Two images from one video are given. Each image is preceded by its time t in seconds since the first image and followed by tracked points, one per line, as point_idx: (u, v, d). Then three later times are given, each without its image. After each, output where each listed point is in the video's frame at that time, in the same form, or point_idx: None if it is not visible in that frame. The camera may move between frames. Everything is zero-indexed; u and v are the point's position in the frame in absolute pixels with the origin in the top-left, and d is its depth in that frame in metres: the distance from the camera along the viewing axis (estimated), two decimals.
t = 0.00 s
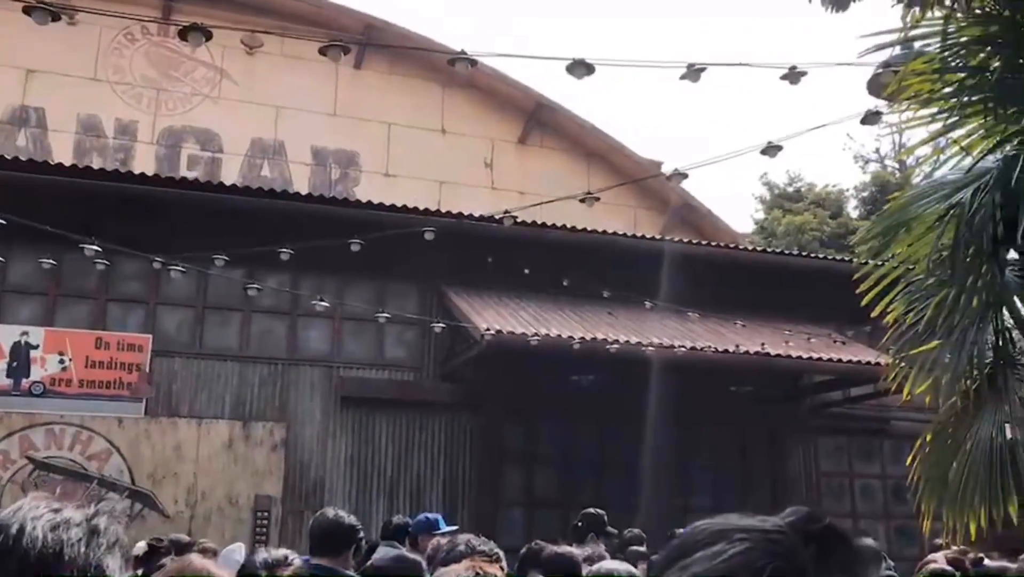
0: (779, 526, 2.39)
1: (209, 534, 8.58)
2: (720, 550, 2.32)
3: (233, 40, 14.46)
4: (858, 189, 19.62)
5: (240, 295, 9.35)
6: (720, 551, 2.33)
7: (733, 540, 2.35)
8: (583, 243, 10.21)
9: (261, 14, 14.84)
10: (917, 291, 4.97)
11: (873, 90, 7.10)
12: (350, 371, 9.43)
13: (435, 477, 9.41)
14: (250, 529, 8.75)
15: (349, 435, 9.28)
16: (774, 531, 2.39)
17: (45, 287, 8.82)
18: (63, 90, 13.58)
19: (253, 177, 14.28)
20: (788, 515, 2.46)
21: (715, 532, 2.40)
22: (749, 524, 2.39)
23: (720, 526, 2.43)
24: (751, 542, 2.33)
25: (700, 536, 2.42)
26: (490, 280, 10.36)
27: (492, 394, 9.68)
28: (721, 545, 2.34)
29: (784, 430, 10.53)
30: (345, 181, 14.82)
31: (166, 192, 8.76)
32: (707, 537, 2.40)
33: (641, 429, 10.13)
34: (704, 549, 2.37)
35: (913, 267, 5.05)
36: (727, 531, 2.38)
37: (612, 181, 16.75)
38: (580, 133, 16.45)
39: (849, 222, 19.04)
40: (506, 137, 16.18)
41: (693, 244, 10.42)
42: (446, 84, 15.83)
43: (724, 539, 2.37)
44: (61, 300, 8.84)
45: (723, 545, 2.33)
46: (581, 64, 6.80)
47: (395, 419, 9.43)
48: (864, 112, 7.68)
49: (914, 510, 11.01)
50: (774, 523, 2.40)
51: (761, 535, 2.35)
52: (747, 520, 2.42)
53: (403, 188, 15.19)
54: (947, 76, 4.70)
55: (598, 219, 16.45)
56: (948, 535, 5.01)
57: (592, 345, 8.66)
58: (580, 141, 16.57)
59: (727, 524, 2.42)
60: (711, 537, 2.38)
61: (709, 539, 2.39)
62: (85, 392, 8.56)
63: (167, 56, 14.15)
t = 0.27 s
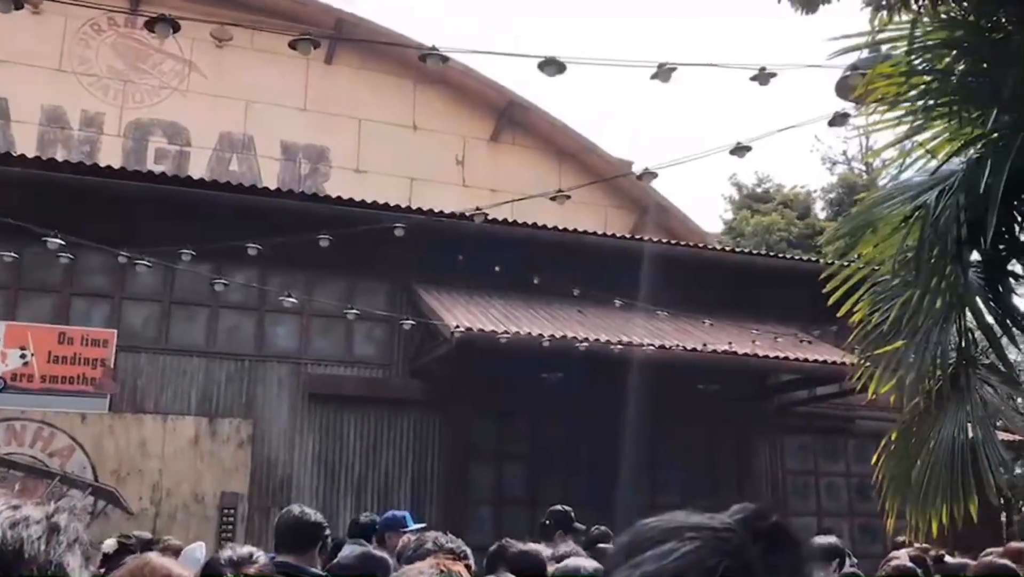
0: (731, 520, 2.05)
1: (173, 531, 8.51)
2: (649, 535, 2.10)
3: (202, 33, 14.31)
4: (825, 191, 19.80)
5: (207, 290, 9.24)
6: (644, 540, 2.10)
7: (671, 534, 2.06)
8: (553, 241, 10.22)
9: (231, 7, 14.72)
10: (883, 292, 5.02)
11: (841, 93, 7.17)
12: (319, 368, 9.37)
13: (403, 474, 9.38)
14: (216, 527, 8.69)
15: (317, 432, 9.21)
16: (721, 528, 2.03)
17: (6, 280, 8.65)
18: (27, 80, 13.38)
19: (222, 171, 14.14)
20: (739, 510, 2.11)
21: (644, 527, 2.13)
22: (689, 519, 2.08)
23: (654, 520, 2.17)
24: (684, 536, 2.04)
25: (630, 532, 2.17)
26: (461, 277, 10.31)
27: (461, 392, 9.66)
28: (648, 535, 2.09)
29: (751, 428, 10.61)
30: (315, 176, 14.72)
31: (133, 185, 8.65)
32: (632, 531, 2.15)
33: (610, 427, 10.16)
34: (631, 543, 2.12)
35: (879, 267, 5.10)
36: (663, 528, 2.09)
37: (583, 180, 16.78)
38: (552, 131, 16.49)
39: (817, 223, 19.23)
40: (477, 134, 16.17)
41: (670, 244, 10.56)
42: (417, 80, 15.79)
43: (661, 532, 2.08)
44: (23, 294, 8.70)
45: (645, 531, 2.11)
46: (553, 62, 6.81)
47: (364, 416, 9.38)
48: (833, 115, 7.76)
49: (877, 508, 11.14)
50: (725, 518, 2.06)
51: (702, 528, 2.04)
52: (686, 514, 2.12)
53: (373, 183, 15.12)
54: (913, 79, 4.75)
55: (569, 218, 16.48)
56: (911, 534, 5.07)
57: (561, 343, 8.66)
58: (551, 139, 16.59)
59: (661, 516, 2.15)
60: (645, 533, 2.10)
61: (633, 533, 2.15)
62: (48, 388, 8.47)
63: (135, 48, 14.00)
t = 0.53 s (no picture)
0: (703, 515, 2.07)
1: (146, 530, 8.39)
2: (623, 530, 2.10)
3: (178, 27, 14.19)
4: (800, 192, 19.94)
5: (181, 286, 9.16)
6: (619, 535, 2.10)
7: (645, 530, 2.07)
8: (530, 240, 10.23)
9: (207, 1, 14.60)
10: (857, 292, 5.06)
11: (818, 94, 7.22)
12: (294, 365, 9.31)
13: (379, 472, 9.35)
14: (189, 525, 8.56)
15: (292, 430, 9.16)
16: (694, 523, 2.06)
17: None
18: None
19: (197, 166, 14.03)
20: (710, 506, 2.13)
21: (618, 522, 2.13)
22: (662, 514, 2.10)
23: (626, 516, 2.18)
24: (659, 531, 2.06)
25: (601, 527, 2.18)
26: (438, 275, 10.29)
27: (437, 390, 9.62)
28: (625, 530, 2.10)
29: (726, 427, 10.67)
30: (291, 172, 14.64)
31: (107, 179, 8.58)
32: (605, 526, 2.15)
33: (586, 425, 10.19)
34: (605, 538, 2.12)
35: (853, 268, 5.14)
36: (639, 522, 2.10)
37: (561, 179, 16.81)
38: (529, 130, 16.51)
39: (792, 223, 19.37)
40: (455, 132, 16.16)
41: (649, 243, 10.62)
42: (395, 77, 15.74)
43: (638, 526, 2.09)
44: None
45: (619, 526, 2.12)
46: (531, 61, 6.81)
47: (339, 413, 9.34)
48: (808, 116, 7.81)
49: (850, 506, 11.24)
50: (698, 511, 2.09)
51: (677, 524, 2.05)
52: (656, 510, 2.14)
53: (350, 180, 15.07)
54: (888, 81, 4.78)
55: (547, 216, 16.50)
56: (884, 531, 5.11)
57: (538, 342, 8.67)
58: (528, 137, 16.61)
59: (633, 513, 2.16)
60: (619, 528, 2.11)
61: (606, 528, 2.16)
62: (19, 385, 8.34)
63: (109, 42, 13.88)
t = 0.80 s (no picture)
0: (703, 504, 2.09)
1: (117, 526, 8.28)
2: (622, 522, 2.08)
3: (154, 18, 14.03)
4: (776, 191, 20.05)
5: (155, 280, 9.06)
6: (624, 523, 2.08)
7: (651, 522, 2.06)
8: (508, 236, 10.22)
9: None
10: (833, 290, 5.08)
11: (795, 93, 7.25)
12: (269, 360, 9.25)
13: (354, 469, 9.29)
14: (161, 521, 8.47)
15: (266, 425, 9.09)
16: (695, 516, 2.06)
17: None
18: None
19: (172, 158, 13.89)
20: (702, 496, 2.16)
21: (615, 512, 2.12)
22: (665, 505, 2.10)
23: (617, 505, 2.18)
24: (664, 522, 2.06)
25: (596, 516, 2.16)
26: (415, 271, 10.25)
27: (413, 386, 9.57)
28: (631, 520, 2.08)
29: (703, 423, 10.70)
30: (268, 166, 14.53)
31: (79, 171, 8.48)
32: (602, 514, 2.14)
33: (563, 422, 10.20)
34: (603, 526, 2.10)
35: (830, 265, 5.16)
36: (641, 511, 2.09)
37: (539, 175, 16.80)
38: (508, 127, 16.49)
39: (768, 222, 19.48)
40: (433, 127, 16.11)
41: (626, 240, 10.65)
42: (373, 72, 15.67)
43: (642, 516, 2.08)
44: None
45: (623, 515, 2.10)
46: (510, 55, 6.78)
47: (313, 409, 9.28)
48: (785, 115, 7.85)
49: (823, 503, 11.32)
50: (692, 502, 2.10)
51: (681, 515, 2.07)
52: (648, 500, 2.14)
53: (327, 175, 14.98)
54: (866, 79, 4.79)
55: (524, 212, 16.49)
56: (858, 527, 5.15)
57: (515, 338, 8.66)
58: (506, 133, 16.59)
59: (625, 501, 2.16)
60: (619, 516, 2.10)
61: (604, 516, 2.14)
62: None
63: (82, 31, 13.71)
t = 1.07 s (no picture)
0: (692, 494, 2.05)
1: (96, 520, 8.21)
2: (618, 508, 2.03)
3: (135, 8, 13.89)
4: (759, 186, 20.11)
5: (135, 272, 8.99)
6: (623, 508, 2.02)
7: (648, 508, 2.01)
8: (491, 230, 10.20)
9: None
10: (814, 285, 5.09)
11: (778, 88, 7.26)
12: (250, 354, 9.19)
13: (335, 463, 9.25)
14: (140, 515, 8.40)
15: (247, 419, 9.04)
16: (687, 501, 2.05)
17: None
18: None
19: (153, 150, 13.77)
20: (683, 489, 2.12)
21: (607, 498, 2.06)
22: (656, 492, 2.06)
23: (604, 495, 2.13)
24: (661, 507, 2.02)
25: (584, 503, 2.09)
26: (398, 264, 10.21)
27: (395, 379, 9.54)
28: (628, 506, 2.02)
29: (685, 418, 10.73)
30: (250, 159, 14.43)
31: (58, 162, 8.41)
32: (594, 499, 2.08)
33: (545, 416, 10.20)
34: (597, 512, 2.03)
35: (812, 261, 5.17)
36: (635, 499, 2.03)
37: (523, 169, 16.79)
38: (491, 120, 16.47)
39: (750, 217, 19.54)
40: (417, 120, 16.07)
41: (609, 236, 10.66)
42: (357, 64, 15.59)
43: (638, 504, 2.02)
44: None
45: (621, 498, 2.04)
46: (494, 48, 6.76)
47: (294, 403, 9.23)
48: (768, 111, 7.87)
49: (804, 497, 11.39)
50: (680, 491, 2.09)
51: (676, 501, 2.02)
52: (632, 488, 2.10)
53: (310, 167, 14.91)
54: (848, 76, 4.80)
55: (507, 206, 16.49)
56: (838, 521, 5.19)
57: (498, 332, 8.64)
58: (490, 127, 16.56)
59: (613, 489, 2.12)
60: (612, 503, 2.03)
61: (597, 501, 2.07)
62: None
63: (62, 21, 13.57)
